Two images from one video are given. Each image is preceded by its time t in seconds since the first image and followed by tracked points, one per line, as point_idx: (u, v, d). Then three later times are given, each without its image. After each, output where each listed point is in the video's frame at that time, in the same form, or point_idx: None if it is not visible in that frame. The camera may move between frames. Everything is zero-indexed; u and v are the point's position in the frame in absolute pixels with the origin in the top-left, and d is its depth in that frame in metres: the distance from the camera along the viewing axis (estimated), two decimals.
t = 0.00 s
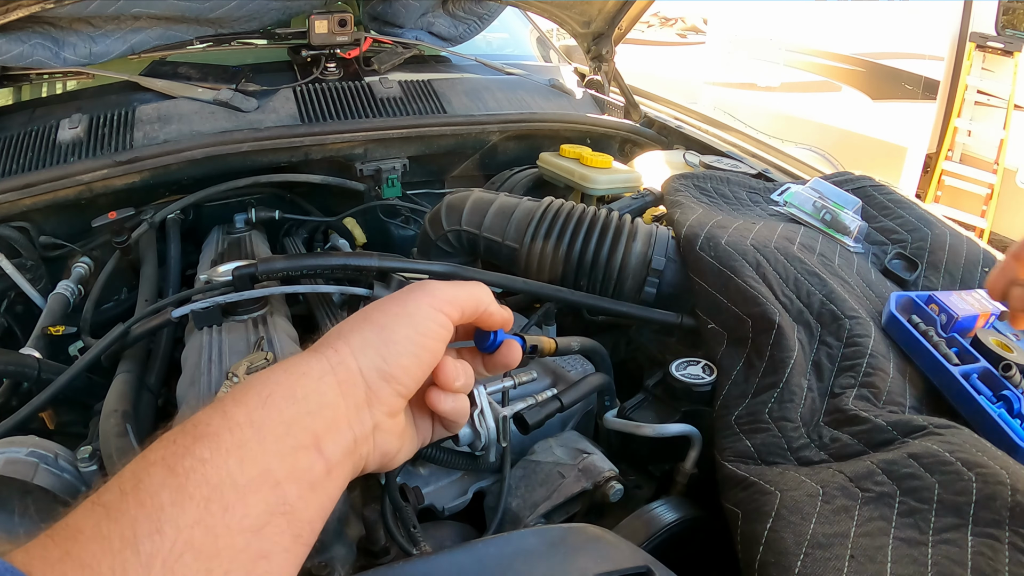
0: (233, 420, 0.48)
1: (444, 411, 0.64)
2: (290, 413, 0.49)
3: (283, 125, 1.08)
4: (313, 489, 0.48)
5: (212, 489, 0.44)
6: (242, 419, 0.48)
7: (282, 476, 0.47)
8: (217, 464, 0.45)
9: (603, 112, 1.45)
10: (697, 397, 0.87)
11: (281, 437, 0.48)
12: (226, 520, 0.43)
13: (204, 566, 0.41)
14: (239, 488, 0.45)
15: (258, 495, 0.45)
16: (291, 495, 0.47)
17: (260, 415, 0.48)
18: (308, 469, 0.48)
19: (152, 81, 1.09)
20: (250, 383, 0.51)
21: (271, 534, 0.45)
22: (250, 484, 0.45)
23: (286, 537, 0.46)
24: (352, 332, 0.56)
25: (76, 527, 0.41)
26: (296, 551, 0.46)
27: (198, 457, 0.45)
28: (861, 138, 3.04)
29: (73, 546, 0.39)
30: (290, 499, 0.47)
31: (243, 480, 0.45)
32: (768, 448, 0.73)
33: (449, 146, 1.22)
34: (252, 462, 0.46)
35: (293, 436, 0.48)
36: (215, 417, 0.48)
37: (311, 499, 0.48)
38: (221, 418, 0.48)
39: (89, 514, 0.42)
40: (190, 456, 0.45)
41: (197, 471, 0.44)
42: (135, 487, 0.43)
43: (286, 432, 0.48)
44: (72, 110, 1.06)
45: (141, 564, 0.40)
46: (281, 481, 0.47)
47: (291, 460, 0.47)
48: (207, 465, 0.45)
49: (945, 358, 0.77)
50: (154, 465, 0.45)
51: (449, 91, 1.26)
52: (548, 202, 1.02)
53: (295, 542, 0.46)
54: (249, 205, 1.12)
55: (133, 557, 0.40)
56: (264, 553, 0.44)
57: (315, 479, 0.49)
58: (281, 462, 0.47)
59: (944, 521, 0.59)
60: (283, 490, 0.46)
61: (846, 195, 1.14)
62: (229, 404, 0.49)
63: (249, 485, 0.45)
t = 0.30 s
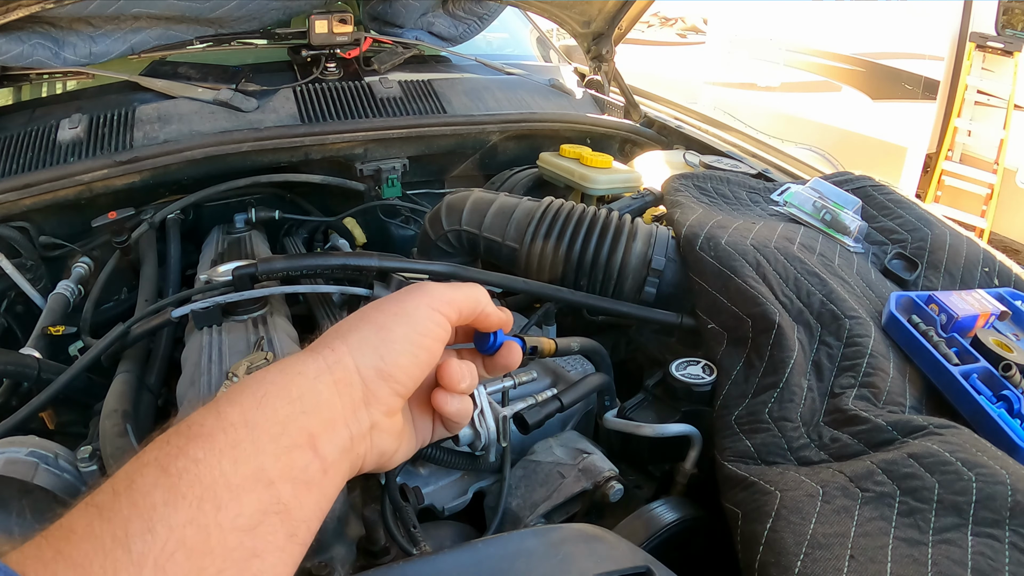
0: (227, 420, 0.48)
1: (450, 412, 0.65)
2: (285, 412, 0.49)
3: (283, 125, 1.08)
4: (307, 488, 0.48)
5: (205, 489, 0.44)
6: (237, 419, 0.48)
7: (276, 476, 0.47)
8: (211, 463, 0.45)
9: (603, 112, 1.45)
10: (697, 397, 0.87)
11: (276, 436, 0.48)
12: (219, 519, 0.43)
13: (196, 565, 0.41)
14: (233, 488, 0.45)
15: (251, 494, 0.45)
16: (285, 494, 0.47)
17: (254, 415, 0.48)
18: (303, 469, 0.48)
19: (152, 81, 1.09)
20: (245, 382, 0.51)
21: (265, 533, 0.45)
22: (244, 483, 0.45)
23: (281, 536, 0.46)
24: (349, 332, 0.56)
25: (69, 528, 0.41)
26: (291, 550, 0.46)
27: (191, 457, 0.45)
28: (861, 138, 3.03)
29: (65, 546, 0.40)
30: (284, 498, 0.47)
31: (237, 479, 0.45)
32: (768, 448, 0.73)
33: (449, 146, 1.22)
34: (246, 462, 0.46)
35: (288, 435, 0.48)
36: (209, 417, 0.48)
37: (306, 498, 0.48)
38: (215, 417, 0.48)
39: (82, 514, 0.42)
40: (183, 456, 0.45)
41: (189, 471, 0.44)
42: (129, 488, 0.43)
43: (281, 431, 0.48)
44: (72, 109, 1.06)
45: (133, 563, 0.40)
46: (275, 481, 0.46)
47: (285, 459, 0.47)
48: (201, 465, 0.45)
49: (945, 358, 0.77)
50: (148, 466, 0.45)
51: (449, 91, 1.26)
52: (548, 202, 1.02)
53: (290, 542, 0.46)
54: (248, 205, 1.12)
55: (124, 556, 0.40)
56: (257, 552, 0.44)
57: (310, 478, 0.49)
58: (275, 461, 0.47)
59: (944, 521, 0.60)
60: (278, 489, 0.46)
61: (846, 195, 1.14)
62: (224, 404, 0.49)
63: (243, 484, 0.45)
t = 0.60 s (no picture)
0: (227, 421, 0.47)
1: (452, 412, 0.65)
2: (284, 414, 0.49)
3: (283, 125, 1.08)
4: (307, 489, 0.48)
5: (205, 490, 0.44)
6: (237, 420, 0.48)
7: (276, 477, 0.47)
8: (211, 465, 0.45)
9: (603, 112, 1.45)
10: (697, 397, 0.87)
11: (276, 438, 0.48)
12: (219, 521, 0.43)
13: (197, 567, 0.41)
14: (234, 489, 0.45)
15: (252, 496, 0.45)
16: (285, 495, 0.47)
17: (254, 417, 0.48)
18: (303, 470, 0.48)
19: (152, 81, 1.09)
20: (245, 383, 0.51)
21: (265, 535, 0.45)
22: (244, 484, 0.45)
23: (281, 537, 0.46)
24: (349, 333, 0.56)
25: (69, 530, 0.41)
26: (291, 551, 0.46)
27: (192, 459, 0.45)
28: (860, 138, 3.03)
29: (66, 547, 0.39)
30: (284, 499, 0.47)
31: (237, 481, 0.45)
32: (768, 448, 0.73)
33: (449, 146, 1.22)
34: (246, 463, 0.46)
35: (288, 436, 0.48)
36: (209, 419, 0.48)
37: (306, 499, 0.48)
38: (215, 419, 0.48)
39: (82, 516, 0.42)
40: (183, 457, 0.45)
41: (190, 473, 0.44)
42: (129, 489, 0.43)
43: (281, 432, 0.48)
44: (72, 110, 1.06)
45: (134, 566, 0.40)
46: (275, 482, 0.47)
47: (284, 461, 0.47)
48: (201, 466, 0.45)
49: (945, 358, 0.77)
50: (148, 467, 0.45)
51: (449, 91, 1.26)
52: (548, 202, 1.02)
53: (290, 543, 0.46)
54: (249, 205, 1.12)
55: (126, 558, 0.40)
56: (258, 553, 0.44)
57: (310, 480, 0.49)
58: (276, 463, 0.47)
59: (944, 520, 0.60)
60: (278, 490, 0.46)
61: (846, 195, 1.14)
62: (224, 405, 0.49)
63: (243, 485, 0.45)
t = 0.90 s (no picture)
0: (228, 421, 0.47)
1: (454, 411, 0.65)
2: (285, 414, 0.49)
3: (283, 125, 1.08)
4: (308, 489, 0.48)
5: (207, 490, 0.44)
6: (238, 420, 0.48)
7: (278, 477, 0.47)
8: (213, 465, 0.45)
9: (603, 112, 1.45)
10: (697, 397, 0.87)
11: (277, 438, 0.48)
12: (221, 520, 0.43)
13: (200, 567, 0.41)
14: (235, 489, 0.45)
15: (253, 496, 0.45)
16: (286, 495, 0.47)
17: (256, 416, 0.48)
18: (304, 470, 0.48)
19: (152, 81, 1.09)
20: (246, 382, 0.51)
21: (266, 534, 0.45)
22: (245, 484, 0.45)
23: (282, 537, 0.46)
24: (349, 334, 0.56)
25: (72, 530, 0.41)
26: (292, 550, 0.46)
27: (194, 459, 0.45)
28: (860, 138, 3.03)
29: (69, 548, 0.39)
30: (285, 499, 0.47)
31: (239, 481, 0.45)
32: (767, 448, 0.73)
33: (448, 146, 1.22)
34: (248, 463, 0.46)
35: (288, 436, 0.48)
36: (210, 419, 0.48)
37: (306, 499, 0.48)
38: (217, 419, 0.48)
39: (85, 516, 0.42)
40: (186, 457, 0.45)
41: (192, 472, 0.44)
42: (131, 489, 0.43)
43: (282, 432, 0.48)
44: (72, 110, 1.06)
45: (138, 566, 0.40)
46: (277, 482, 0.47)
47: (286, 461, 0.47)
48: (204, 466, 0.45)
49: (945, 358, 0.77)
50: (150, 467, 0.45)
51: (449, 91, 1.26)
52: (548, 202, 1.02)
53: (291, 543, 0.46)
54: (249, 205, 1.12)
55: (129, 558, 0.40)
56: (259, 553, 0.44)
57: (311, 479, 0.49)
58: (277, 463, 0.47)
59: (944, 521, 0.59)
60: (279, 490, 0.46)
61: (846, 195, 1.14)
62: (225, 405, 0.49)
63: (245, 485, 0.45)
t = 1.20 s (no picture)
0: (229, 422, 0.47)
1: (455, 412, 0.65)
2: (286, 414, 0.49)
3: (283, 125, 1.08)
4: (309, 490, 0.48)
5: (210, 491, 0.44)
6: (239, 421, 0.48)
7: (279, 478, 0.47)
8: (215, 465, 0.45)
9: (603, 112, 1.45)
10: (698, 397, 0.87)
11: (277, 439, 0.48)
12: (224, 521, 0.43)
13: (204, 568, 0.41)
14: (238, 489, 0.45)
15: (255, 496, 0.45)
16: (287, 496, 0.47)
17: (256, 417, 0.48)
18: (304, 471, 0.48)
19: (152, 81, 1.09)
20: (245, 383, 0.51)
21: (267, 535, 0.45)
22: (247, 485, 0.45)
23: (283, 538, 0.46)
24: (349, 334, 0.56)
25: (75, 532, 0.41)
26: (292, 551, 0.47)
27: (197, 460, 0.45)
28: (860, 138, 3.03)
29: (73, 550, 0.39)
30: (287, 500, 0.47)
31: (240, 482, 0.45)
32: (767, 448, 0.73)
33: (448, 146, 1.22)
34: (249, 463, 0.46)
35: (289, 437, 0.48)
36: (211, 420, 0.48)
37: (307, 500, 0.48)
38: (218, 420, 0.48)
39: (88, 518, 0.42)
40: (188, 458, 0.45)
41: (195, 473, 0.44)
42: (134, 490, 0.43)
43: (283, 433, 0.48)
44: (72, 110, 1.06)
45: (142, 568, 0.40)
46: (278, 483, 0.47)
47: (286, 461, 0.47)
48: (206, 467, 0.45)
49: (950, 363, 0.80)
50: (152, 468, 0.45)
51: (449, 91, 1.26)
52: (548, 202, 1.02)
53: (291, 543, 0.47)
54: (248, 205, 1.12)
55: (133, 560, 0.40)
56: (261, 554, 0.45)
57: (311, 480, 0.49)
58: (278, 464, 0.47)
59: (944, 520, 0.59)
60: (280, 491, 0.46)
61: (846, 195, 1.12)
62: (226, 406, 0.49)
63: (247, 486, 0.45)
